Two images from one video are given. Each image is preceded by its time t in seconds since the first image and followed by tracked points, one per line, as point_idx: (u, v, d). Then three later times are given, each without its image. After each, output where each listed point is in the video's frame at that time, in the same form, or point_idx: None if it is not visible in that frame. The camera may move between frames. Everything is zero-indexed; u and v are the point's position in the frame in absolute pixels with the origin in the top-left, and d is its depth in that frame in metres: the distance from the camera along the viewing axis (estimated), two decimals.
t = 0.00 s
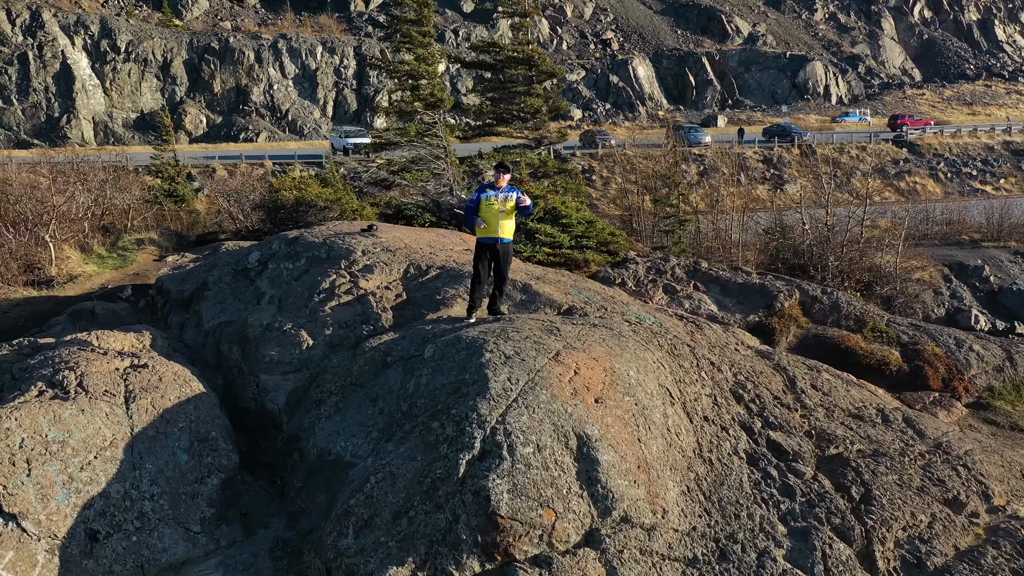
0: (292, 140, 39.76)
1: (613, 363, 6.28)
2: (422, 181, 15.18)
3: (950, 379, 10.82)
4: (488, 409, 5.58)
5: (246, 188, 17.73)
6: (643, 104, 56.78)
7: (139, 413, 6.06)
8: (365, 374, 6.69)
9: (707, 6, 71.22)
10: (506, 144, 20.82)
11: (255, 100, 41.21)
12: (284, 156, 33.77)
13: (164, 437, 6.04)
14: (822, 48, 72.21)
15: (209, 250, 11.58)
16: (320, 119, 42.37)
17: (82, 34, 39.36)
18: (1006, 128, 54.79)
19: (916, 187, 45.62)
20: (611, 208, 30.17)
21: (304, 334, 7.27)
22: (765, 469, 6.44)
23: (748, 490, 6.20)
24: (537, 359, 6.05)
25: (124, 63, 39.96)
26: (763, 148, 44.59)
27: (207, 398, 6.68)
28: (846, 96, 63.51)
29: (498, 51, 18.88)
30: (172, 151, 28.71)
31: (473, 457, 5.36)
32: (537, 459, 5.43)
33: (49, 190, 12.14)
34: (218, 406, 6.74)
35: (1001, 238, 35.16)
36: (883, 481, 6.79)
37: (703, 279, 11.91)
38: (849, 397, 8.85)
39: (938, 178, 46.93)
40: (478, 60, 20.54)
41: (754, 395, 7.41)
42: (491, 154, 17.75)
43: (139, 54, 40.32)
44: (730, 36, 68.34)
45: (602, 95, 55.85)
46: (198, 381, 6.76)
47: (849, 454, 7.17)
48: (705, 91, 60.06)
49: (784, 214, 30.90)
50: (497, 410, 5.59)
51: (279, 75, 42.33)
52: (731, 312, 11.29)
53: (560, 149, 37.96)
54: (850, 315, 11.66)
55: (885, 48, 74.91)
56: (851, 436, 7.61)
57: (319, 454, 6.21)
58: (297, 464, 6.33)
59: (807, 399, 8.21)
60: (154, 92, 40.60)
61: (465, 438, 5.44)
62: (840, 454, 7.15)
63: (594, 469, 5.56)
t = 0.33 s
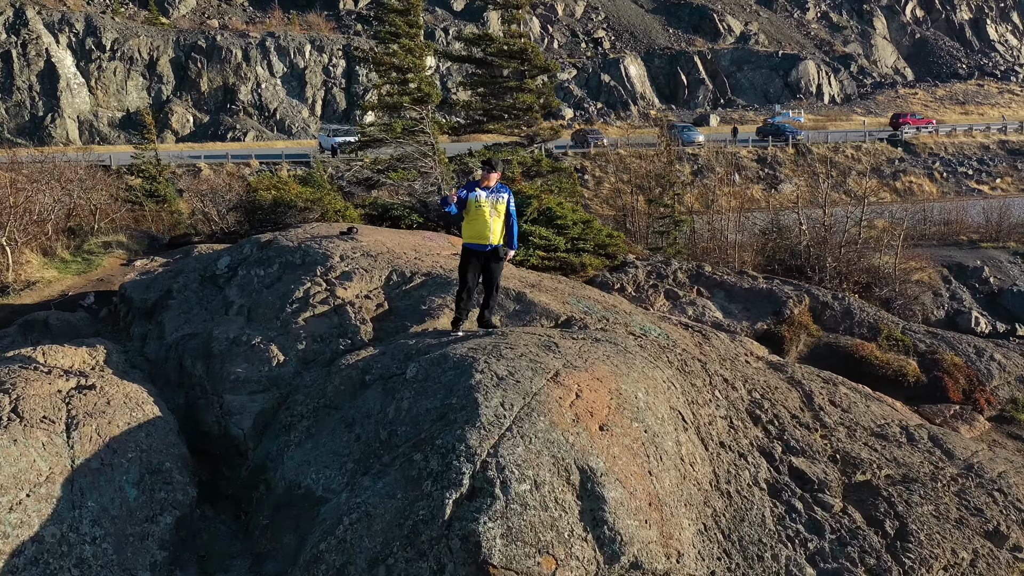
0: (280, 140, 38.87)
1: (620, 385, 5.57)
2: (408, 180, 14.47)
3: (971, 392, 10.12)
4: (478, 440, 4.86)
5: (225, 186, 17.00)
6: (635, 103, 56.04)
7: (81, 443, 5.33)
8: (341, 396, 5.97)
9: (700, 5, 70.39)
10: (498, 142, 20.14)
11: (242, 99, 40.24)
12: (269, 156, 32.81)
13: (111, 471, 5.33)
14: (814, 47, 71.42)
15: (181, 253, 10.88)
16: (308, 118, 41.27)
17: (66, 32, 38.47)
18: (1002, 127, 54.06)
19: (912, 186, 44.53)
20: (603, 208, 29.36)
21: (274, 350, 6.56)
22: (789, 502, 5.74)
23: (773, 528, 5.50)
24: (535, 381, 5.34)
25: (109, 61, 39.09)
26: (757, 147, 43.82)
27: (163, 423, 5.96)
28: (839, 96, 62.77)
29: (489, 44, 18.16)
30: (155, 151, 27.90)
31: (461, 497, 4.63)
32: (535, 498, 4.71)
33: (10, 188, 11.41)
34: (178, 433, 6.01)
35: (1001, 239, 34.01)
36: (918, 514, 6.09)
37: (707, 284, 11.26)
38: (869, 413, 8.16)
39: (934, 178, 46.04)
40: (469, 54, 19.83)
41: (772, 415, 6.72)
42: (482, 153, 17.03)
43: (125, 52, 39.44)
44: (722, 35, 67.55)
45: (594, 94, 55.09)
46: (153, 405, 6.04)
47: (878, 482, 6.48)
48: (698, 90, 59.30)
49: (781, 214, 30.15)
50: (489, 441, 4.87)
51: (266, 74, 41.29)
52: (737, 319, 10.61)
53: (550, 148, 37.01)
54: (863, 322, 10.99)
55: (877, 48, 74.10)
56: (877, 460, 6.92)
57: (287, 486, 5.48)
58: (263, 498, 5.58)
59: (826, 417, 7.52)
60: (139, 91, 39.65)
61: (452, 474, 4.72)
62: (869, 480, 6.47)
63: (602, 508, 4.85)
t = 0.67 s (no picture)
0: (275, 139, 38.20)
1: (633, 412, 4.91)
2: (399, 179, 13.82)
3: (1000, 405, 9.44)
4: (473, 480, 4.19)
5: (210, 185, 16.32)
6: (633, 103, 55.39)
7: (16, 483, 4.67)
8: (320, 422, 5.29)
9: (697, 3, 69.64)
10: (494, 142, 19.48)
11: (235, 98, 39.49)
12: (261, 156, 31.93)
13: (52, 512, 4.67)
14: (811, 46, 70.66)
15: (157, 257, 10.20)
16: (302, 117, 40.20)
17: (57, 30, 37.79)
18: (1003, 127, 53.30)
19: (913, 186, 43.82)
20: (601, 208, 28.65)
21: (246, 369, 5.91)
22: (824, 543, 5.09)
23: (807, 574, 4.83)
24: (538, 411, 4.68)
25: (101, 60, 38.43)
26: (756, 147, 43.13)
27: (116, 454, 5.28)
28: (837, 95, 62.02)
29: (484, 38, 17.54)
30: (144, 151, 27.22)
31: (451, 550, 3.94)
32: (539, 547, 4.04)
33: None
34: (134, 465, 5.33)
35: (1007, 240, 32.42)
36: (965, 554, 5.42)
37: (717, 290, 10.62)
38: (899, 433, 7.51)
39: (934, 177, 45.34)
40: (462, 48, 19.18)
41: (798, 440, 6.08)
42: (476, 151, 16.38)
43: (116, 50, 38.75)
44: (720, 34, 66.82)
45: (590, 93, 54.46)
46: (108, 434, 5.37)
47: (918, 516, 5.80)
48: (695, 89, 58.65)
49: (783, 215, 29.46)
50: (484, 482, 4.20)
51: (261, 73, 40.52)
52: (750, 327, 9.98)
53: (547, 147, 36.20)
54: (883, 331, 10.33)
55: (875, 47, 73.28)
56: (915, 489, 6.25)
57: (256, 527, 4.79)
58: (229, 538, 4.87)
59: (853, 439, 6.87)
60: (132, 89, 38.90)
61: (442, 520, 4.03)
62: (908, 514, 5.82)
63: (617, 560, 4.17)
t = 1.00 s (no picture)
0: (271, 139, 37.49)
1: (653, 444, 4.30)
2: (393, 179, 13.24)
3: None
4: (468, 529, 3.57)
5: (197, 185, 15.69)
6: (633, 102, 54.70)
7: None
8: (297, 452, 4.67)
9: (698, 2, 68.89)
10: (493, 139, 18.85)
11: (232, 98, 38.83)
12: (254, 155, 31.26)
13: None
14: (813, 45, 69.84)
15: (135, 262, 9.58)
16: (299, 117, 39.74)
17: (51, 29, 36.96)
18: (1008, 125, 52.57)
19: (917, 186, 43.12)
20: (603, 210, 28.02)
21: (217, 390, 5.29)
22: None
23: None
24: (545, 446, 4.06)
25: (96, 59, 37.70)
26: (759, 147, 42.42)
27: (66, 490, 4.67)
28: (839, 94, 61.30)
29: (482, 31, 16.87)
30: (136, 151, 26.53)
31: None
32: None
33: None
34: (87, 502, 4.71)
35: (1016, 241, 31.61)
36: None
37: (730, 296, 10.02)
38: (935, 455, 6.87)
39: (939, 177, 44.61)
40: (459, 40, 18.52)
41: (834, 466, 5.45)
42: (474, 149, 15.76)
43: (112, 50, 38.08)
44: (720, 33, 66.11)
45: (591, 92, 53.75)
46: (56, 467, 4.75)
47: (971, 556, 5.16)
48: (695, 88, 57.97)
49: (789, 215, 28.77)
50: (482, 532, 3.58)
51: (257, 73, 39.90)
52: (766, 335, 9.38)
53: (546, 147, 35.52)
54: (906, 340, 9.72)
55: (876, 46, 72.44)
56: (962, 522, 5.61)
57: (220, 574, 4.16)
58: None
59: (886, 463, 6.24)
60: (127, 89, 38.18)
61: None
62: (957, 552, 5.22)
63: None
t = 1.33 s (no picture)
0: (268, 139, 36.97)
1: (670, 483, 3.74)
2: (386, 178, 12.68)
3: None
4: None
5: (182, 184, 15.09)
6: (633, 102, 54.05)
7: None
8: (264, 488, 4.09)
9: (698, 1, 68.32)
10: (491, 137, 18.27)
11: (229, 98, 38.26)
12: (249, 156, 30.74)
13: None
14: (814, 44, 69.20)
15: (109, 267, 9.01)
16: (296, 117, 39.10)
17: (46, 28, 36.50)
18: (1012, 125, 51.97)
19: (922, 185, 42.51)
20: (603, 210, 27.42)
21: (178, 414, 4.71)
22: None
23: None
24: (546, 488, 3.48)
25: (91, 59, 37.17)
26: (761, 146, 41.86)
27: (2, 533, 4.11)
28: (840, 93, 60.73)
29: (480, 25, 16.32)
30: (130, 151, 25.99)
31: None
32: None
33: None
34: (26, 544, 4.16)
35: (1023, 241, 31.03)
36: None
37: (742, 303, 9.46)
38: (971, 477, 6.23)
39: (943, 177, 44.02)
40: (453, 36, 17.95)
41: (870, 497, 4.87)
42: (471, 147, 15.18)
43: (107, 50, 37.52)
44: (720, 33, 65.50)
45: (590, 92, 53.22)
46: None
47: None
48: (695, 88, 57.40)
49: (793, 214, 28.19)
50: None
51: (254, 72, 39.24)
52: (780, 344, 8.82)
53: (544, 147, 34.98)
54: (929, 348, 9.15)
55: (877, 45, 71.79)
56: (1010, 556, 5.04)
57: None
58: None
59: (921, 488, 5.66)
60: (123, 89, 37.60)
61: None
62: None
63: None
